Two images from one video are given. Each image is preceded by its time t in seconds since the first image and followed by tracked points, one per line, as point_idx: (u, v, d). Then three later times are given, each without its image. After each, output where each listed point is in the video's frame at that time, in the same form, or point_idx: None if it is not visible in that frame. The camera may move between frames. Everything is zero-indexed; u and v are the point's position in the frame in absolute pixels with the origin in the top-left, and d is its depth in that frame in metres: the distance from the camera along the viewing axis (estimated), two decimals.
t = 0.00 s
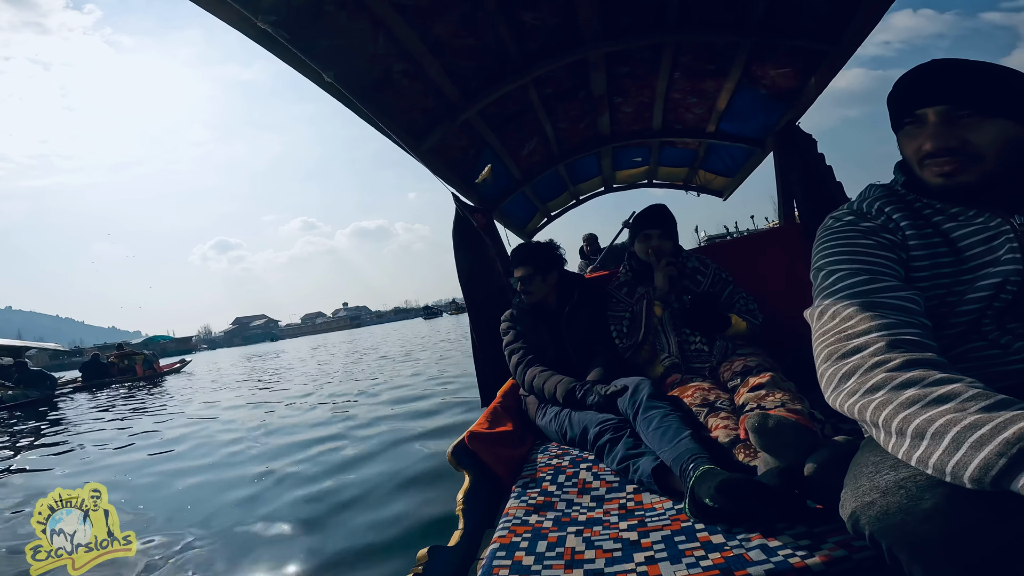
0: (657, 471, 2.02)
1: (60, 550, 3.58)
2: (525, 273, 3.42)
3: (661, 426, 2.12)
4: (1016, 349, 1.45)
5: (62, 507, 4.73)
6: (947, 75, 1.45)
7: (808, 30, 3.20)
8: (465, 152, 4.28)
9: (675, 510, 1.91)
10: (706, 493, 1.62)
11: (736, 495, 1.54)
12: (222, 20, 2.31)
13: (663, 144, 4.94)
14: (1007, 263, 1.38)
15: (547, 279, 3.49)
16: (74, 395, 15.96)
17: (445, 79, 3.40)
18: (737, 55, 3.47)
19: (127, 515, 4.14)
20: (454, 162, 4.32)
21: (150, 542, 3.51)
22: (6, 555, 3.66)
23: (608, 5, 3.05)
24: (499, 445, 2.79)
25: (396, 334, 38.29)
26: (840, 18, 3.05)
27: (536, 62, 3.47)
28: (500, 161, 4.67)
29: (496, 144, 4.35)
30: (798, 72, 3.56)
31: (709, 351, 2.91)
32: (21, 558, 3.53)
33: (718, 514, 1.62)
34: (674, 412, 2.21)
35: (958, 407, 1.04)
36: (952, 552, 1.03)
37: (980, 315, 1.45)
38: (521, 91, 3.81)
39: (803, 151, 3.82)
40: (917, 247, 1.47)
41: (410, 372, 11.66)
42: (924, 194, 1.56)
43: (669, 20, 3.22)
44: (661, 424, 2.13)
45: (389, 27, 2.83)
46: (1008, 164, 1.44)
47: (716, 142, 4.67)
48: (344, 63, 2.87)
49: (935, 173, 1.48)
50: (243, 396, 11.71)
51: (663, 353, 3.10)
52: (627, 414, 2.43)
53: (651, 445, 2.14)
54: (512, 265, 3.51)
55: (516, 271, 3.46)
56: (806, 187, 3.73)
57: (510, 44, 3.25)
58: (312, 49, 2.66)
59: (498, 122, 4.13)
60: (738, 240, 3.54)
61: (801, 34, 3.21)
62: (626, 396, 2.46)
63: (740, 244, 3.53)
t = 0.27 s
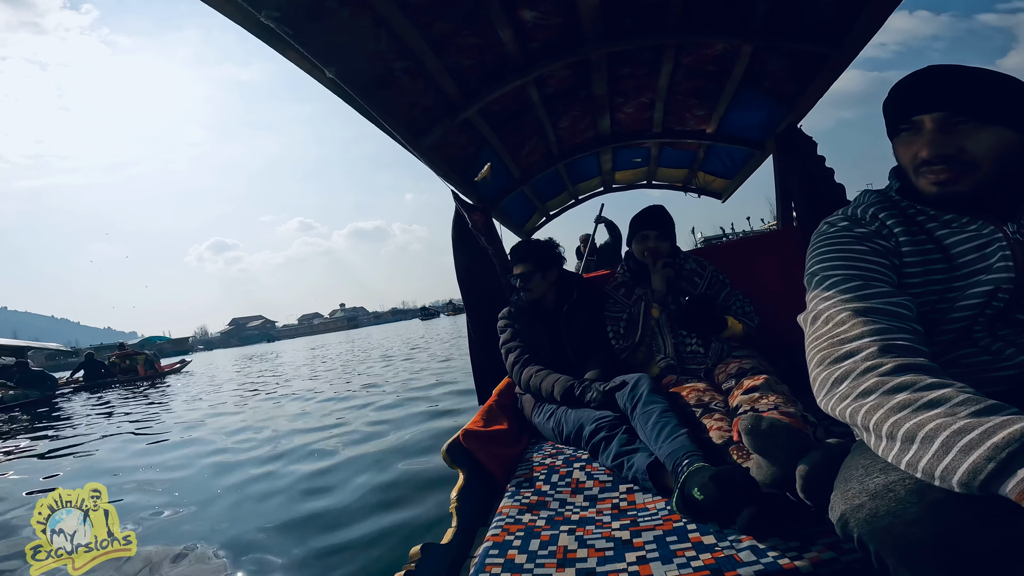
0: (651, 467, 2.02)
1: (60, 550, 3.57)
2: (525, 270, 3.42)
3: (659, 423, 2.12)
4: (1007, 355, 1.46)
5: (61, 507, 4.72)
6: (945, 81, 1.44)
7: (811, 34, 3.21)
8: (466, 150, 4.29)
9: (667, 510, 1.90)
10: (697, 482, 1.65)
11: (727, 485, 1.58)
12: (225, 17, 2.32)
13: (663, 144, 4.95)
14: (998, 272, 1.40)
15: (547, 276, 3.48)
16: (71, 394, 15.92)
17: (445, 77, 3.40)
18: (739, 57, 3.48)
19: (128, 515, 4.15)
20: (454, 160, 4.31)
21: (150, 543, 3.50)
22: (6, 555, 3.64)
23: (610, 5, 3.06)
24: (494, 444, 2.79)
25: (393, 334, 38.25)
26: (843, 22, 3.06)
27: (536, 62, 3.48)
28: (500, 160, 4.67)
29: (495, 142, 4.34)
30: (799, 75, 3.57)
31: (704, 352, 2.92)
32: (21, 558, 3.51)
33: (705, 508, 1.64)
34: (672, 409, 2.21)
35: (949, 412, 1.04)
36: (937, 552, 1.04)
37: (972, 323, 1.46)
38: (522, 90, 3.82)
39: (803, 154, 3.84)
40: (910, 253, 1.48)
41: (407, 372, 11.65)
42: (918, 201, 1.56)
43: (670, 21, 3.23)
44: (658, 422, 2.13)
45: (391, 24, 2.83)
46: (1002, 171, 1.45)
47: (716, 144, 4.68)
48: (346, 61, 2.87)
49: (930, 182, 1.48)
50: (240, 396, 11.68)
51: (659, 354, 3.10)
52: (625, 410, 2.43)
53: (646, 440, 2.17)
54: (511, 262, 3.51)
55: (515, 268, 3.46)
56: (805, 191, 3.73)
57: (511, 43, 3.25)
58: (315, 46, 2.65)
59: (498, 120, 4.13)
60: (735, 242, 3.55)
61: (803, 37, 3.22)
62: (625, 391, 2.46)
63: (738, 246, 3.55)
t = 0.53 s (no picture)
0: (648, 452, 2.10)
1: (60, 550, 3.58)
2: (526, 263, 3.42)
3: (661, 411, 2.15)
4: (1001, 360, 1.47)
5: (62, 507, 4.74)
6: (943, 87, 1.44)
7: (814, 36, 3.22)
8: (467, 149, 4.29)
9: (661, 510, 1.91)
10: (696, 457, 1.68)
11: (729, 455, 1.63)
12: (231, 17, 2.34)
13: (665, 145, 4.96)
14: (993, 278, 1.40)
15: (548, 270, 3.49)
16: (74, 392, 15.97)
17: (446, 76, 3.40)
18: (741, 58, 3.48)
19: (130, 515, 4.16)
20: (454, 159, 4.32)
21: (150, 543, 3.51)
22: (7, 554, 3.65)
23: (612, 5, 3.06)
24: (491, 443, 2.79)
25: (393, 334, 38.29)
26: (846, 23, 3.07)
27: (538, 61, 3.48)
28: (500, 159, 4.67)
29: (495, 141, 4.33)
30: (801, 77, 3.57)
31: (701, 353, 2.93)
32: (22, 558, 3.52)
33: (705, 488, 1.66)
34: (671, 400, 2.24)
35: (939, 416, 1.04)
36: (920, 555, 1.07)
37: (966, 328, 1.46)
38: (524, 90, 3.82)
39: (805, 155, 3.85)
40: (906, 257, 1.48)
41: (407, 372, 11.67)
42: (916, 208, 1.56)
43: (673, 22, 3.23)
44: (660, 410, 2.16)
45: (393, 23, 2.83)
46: (999, 179, 1.45)
47: (717, 146, 4.68)
48: (348, 60, 2.88)
49: (927, 189, 1.48)
50: (240, 395, 11.70)
51: (658, 356, 3.10)
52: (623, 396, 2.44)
53: (643, 426, 2.21)
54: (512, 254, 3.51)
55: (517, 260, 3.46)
56: (805, 194, 3.74)
57: (513, 42, 3.25)
58: (317, 43, 2.66)
59: (499, 120, 4.14)
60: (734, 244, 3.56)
61: (805, 40, 3.23)
62: (628, 379, 2.47)
63: (738, 248, 3.55)
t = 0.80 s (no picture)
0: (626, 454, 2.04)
1: (60, 551, 3.60)
2: (533, 261, 3.43)
3: (647, 410, 2.11)
4: (1006, 358, 1.46)
5: (62, 507, 4.78)
6: (949, 84, 1.44)
7: (812, 36, 3.21)
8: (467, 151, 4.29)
9: (664, 512, 1.91)
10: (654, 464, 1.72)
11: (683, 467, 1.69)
12: (231, 19, 2.34)
13: (666, 146, 4.96)
14: (997, 276, 1.40)
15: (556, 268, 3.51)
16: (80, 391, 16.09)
17: (447, 77, 3.41)
18: (741, 58, 3.48)
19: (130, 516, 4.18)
20: (455, 162, 4.31)
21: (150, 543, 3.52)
22: (6, 555, 3.68)
23: (612, 6, 3.06)
24: (494, 444, 2.79)
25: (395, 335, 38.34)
26: (846, 25, 3.08)
27: (538, 62, 3.48)
28: (501, 161, 4.67)
29: (496, 142, 4.34)
30: (801, 77, 3.56)
31: (703, 355, 2.93)
32: (21, 559, 3.55)
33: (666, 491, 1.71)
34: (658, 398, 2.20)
35: (946, 414, 1.04)
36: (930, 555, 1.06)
37: (971, 326, 1.46)
38: (524, 91, 3.83)
39: (805, 156, 3.85)
40: (911, 256, 1.48)
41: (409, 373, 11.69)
42: (921, 206, 1.56)
43: (673, 23, 3.23)
44: (646, 408, 2.13)
45: (393, 26, 2.84)
46: (1005, 177, 1.44)
47: (717, 146, 4.68)
48: (349, 62, 2.87)
49: (933, 187, 1.47)
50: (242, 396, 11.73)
51: (660, 357, 3.10)
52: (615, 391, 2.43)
53: (631, 423, 2.17)
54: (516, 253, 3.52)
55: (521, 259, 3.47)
56: (806, 194, 3.73)
57: (513, 44, 3.26)
58: (317, 46, 2.66)
59: (500, 121, 4.14)
60: (735, 245, 3.56)
61: (805, 39, 3.22)
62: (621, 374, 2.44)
63: (739, 249, 3.56)
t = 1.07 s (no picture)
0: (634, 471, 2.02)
1: (60, 550, 3.63)
2: (542, 267, 3.44)
3: (650, 425, 2.08)
4: (1015, 354, 1.46)
5: (61, 506, 4.90)
6: (959, 77, 1.44)
7: (807, 33, 3.21)
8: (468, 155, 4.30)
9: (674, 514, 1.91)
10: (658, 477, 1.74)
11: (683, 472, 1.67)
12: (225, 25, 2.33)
13: (667, 147, 4.97)
14: (1005, 270, 1.41)
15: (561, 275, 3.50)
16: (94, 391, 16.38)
17: (447, 84, 3.44)
18: (738, 57, 3.47)
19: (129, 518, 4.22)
20: (457, 166, 4.31)
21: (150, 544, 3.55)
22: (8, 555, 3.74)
23: (608, 7, 3.06)
24: (501, 449, 2.79)
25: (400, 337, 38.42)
26: (840, 22, 3.07)
27: (537, 66, 3.49)
28: (501, 165, 4.70)
29: (497, 146, 4.36)
30: (800, 74, 3.56)
31: (709, 356, 2.92)
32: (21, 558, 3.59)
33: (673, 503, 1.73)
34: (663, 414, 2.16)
35: (957, 412, 1.05)
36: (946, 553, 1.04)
37: (980, 321, 1.46)
38: (523, 95, 3.84)
39: (806, 154, 3.82)
40: (917, 252, 1.48)
41: (415, 375, 11.72)
42: (930, 201, 1.56)
43: (670, 24, 3.23)
44: (650, 424, 2.09)
45: (391, 31, 2.86)
46: (1016, 169, 1.45)
47: (718, 146, 4.67)
48: (346, 69, 2.89)
49: (945, 179, 1.48)
50: (250, 398, 11.81)
51: (665, 358, 3.10)
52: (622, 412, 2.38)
53: (639, 442, 2.11)
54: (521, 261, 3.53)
55: (527, 267, 3.49)
56: (810, 192, 3.69)
57: (512, 48, 3.27)
58: (314, 53, 2.67)
59: (500, 126, 4.16)
60: (739, 245, 3.56)
61: (801, 37, 3.22)
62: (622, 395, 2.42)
63: (741, 249, 3.56)
